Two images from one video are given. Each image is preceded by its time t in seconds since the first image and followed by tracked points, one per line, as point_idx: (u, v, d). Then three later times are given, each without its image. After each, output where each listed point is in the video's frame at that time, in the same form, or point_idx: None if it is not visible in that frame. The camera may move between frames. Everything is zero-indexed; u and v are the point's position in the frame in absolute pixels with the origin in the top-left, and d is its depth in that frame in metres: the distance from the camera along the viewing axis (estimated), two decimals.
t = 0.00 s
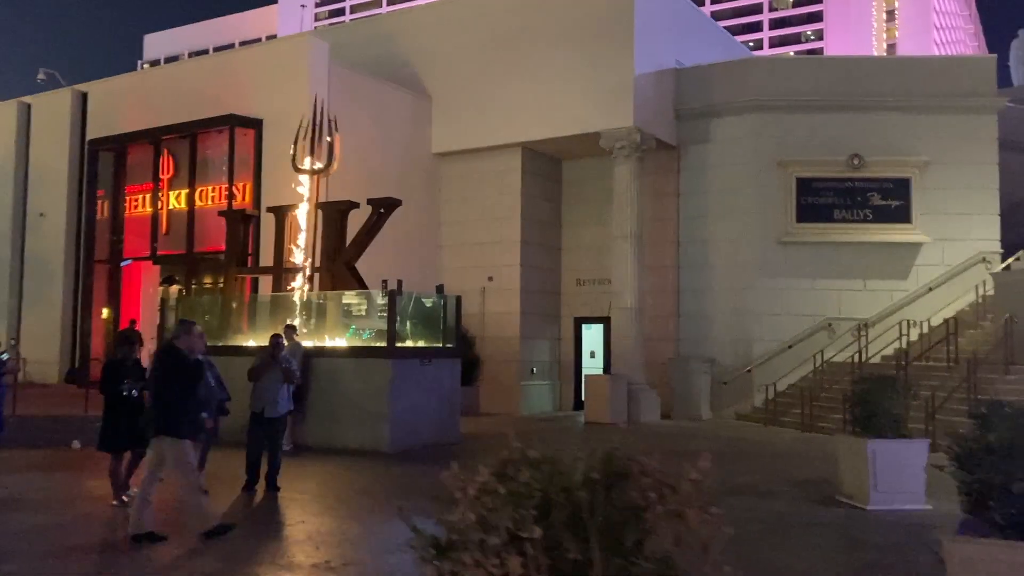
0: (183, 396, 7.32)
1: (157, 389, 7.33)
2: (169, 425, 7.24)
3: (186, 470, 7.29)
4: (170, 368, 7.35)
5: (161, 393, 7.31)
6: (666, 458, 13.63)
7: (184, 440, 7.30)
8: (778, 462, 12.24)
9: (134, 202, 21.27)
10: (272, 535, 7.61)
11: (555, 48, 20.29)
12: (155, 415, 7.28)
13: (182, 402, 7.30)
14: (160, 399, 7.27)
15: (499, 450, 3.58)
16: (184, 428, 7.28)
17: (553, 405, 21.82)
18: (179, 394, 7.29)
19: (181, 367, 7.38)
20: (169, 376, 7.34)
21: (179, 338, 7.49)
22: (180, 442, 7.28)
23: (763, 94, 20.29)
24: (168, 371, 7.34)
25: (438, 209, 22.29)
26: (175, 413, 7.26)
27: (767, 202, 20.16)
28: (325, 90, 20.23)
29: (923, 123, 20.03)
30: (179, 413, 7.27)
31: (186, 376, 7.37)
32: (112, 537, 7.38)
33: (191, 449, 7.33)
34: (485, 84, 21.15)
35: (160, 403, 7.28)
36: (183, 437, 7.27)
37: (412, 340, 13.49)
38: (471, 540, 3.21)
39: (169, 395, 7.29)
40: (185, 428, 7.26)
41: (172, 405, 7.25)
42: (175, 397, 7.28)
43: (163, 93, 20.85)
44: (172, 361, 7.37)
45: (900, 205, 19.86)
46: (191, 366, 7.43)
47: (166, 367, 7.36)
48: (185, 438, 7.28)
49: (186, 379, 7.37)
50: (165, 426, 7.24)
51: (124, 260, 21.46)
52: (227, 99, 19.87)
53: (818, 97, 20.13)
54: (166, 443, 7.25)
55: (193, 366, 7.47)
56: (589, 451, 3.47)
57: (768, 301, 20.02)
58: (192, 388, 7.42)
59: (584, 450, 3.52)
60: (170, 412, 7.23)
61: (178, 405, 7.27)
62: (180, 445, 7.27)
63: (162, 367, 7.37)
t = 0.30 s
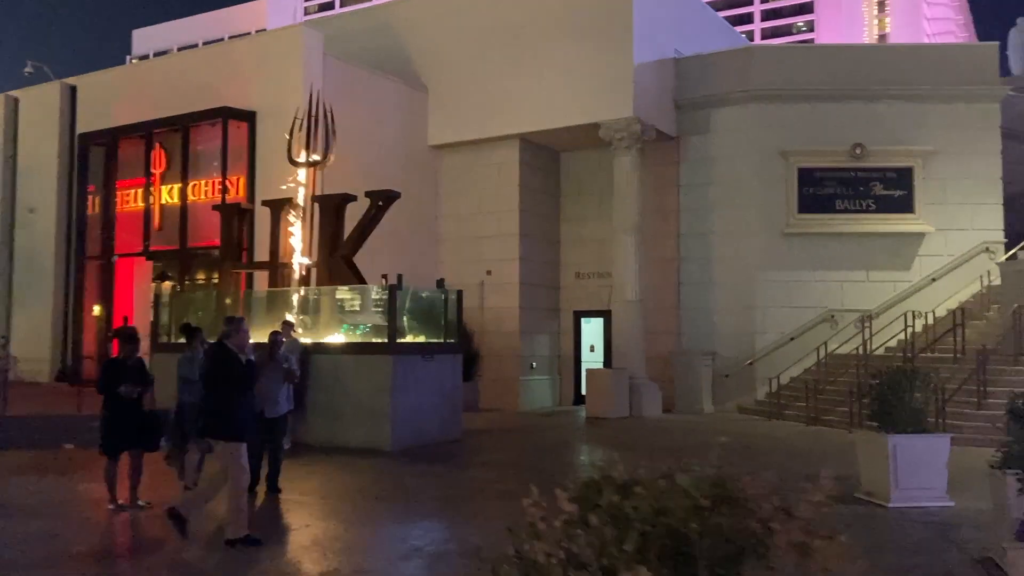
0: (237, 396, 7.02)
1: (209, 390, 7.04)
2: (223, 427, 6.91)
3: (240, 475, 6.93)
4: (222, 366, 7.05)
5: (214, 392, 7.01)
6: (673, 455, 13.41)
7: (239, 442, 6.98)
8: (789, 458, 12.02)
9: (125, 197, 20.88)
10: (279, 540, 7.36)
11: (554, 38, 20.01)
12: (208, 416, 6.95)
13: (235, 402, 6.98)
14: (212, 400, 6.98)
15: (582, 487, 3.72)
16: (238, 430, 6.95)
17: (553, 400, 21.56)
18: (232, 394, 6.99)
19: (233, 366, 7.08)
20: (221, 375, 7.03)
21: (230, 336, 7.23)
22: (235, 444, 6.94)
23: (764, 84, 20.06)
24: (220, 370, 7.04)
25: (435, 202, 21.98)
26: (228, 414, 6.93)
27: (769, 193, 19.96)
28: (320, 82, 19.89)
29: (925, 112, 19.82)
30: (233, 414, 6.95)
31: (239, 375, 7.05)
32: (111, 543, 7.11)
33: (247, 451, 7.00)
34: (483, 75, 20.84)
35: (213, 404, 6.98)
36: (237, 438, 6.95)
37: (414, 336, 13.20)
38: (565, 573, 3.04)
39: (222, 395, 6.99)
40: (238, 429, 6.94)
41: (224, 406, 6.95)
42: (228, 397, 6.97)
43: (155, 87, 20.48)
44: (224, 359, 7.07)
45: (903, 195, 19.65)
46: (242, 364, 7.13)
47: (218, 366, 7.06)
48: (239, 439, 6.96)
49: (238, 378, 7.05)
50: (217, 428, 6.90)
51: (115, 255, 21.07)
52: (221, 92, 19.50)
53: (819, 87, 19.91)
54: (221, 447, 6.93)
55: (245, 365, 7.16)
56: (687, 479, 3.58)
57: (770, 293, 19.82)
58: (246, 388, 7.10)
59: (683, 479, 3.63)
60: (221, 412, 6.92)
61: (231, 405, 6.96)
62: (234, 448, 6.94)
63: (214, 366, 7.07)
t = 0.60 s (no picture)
0: (279, 411, 6.76)
1: (248, 402, 6.74)
2: (259, 442, 6.66)
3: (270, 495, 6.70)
4: (264, 379, 6.77)
5: (255, 406, 6.72)
6: (678, 462, 13.08)
7: (275, 459, 6.77)
8: (799, 463, 11.72)
9: (107, 212, 20.44)
10: (277, 565, 6.98)
11: (541, 41, 19.73)
12: (245, 428, 6.68)
13: (277, 417, 6.74)
14: (252, 412, 6.70)
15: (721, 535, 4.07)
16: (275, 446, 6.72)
17: (548, 409, 21.22)
18: (274, 410, 6.73)
19: (278, 380, 6.81)
20: (264, 388, 6.76)
21: (274, 348, 6.92)
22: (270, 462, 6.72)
23: (755, 83, 19.84)
24: (263, 381, 6.77)
25: (424, 210, 21.64)
26: (267, 430, 6.68)
27: (762, 194, 19.74)
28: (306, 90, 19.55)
29: (918, 108, 19.64)
30: (273, 432, 6.70)
31: (282, 391, 6.80)
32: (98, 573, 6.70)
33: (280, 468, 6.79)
34: (470, 80, 20.53)
35: (251, 417, 6.71)
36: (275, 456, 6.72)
37: (409, 347, 12.86)
38: None
39: (263, 409, 6.71)
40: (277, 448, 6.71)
41: (265, 421, 6.69)
42: (270, 412, 6.72)
43: (135, 99, 20.09)
44: (269, 372, 6.80)
45: (897, 192, 19.46)
46: (287, 378, 6.87)
47: (260, 378, 6.78)
48: (276, 457, 6.73)
49: (280, 393, 6.80)
50: (254, 443, 6.66)
51: (99, 271, 20.62)
52: (203, 102, 19.14)
53: (810, 86, 19.71)
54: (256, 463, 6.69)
55: (289, 379, 6.90)
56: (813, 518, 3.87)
57: (766, 294, 19.57)
58: (288, 403, 6.85)
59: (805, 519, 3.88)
60: (260, 427, 6.66)
61: (274, 421, 6.72)
62: (268, 465, 6.71)
63: (256, 378, 6.78)
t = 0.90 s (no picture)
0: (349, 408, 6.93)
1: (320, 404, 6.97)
2: (336, 441, 6.83)
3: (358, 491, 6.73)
4: (332, 380, 7.03)
5: (326, 406, 6.95)
6: (702, 461, 12.81)
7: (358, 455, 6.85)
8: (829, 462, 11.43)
9: (117, 214, 20.21)
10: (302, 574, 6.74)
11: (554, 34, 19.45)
12: (320, 430, 6.92)
13: (347, 412, 6.91)
14: (324, 414, 6.94)
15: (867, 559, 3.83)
16: (352, 441, 6.84)
17: (564, 406, 20.96)
18: (341, 406, 6.90)
19: (342, 377, 7.04)
20: (332, 389, 7.00)
21: (339, 347, 7.14)
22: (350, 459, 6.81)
23: (770, 74, 19.51)
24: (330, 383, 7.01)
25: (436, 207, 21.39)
26: (341, 426, 6.85)
27: (780, 186, 19.46)
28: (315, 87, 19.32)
29: (937, 97, 19.31)
30: (345, 425, 6.85)
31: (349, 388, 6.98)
32: None
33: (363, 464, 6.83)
34: (481, 75, 20.26)
35: (325, 420, 6.94)
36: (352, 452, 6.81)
37: (428, 344, 12.64)
38: None
39: (332, 407, 6.92)
40: (351, 443, 6.82)
41: (338, 420, 6.88)
42: (340, 408, 6.90)
43: (143, 98, 19.88)
44: (335, 372, 7.04)
45: (918, 182, 19.15)
46: (351, 375, 7.05)
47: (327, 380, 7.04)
48: (355, 453, 6.82)
49: (348, 390, 6.98)
50: (330, 442, 6.83)
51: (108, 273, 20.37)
52: (212, 100, 18.91)
53: (827, 75, 19.39)
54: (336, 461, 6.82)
55: (352, 375, 7.07)
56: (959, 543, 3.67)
57: (785, 288, 19.27)
58: (358, 398, 6.98)
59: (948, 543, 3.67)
60: (333, 427, 6.84)
61: (346, 416, 6.89)
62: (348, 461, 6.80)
63: (323, 380, 7.05)
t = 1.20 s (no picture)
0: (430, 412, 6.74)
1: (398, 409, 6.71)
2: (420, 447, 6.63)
3: (440, 498, 6.67)
4: (411, 383, 6.77)
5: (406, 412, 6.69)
6: (731, 473, 12.50)
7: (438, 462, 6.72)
8: (864, 478, 11.11)
9: (137, 210, 19.95)
10: None
11: (581, 36, 19.20)
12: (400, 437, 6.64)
13: (430, 417, 6.74)
14: (405, 419, 6.67)
15: None
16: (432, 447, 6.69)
17: (585, 414, 20.66)
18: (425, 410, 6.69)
19: (422, 382, 6.80)
20: (412, 392, 6.73)
21: (416, 350, 6.92)
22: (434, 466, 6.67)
23: (801, 79, 19.19)
24: (411, 386, 6.76)
25: (458, 209, 21.16)
26: (424, 431, 6.67)
27: (809, 194, 19.13)
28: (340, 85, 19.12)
29: (971, 106, 18.95)
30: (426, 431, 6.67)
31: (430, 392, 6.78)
32: None
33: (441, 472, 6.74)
34: (507, 76, 20.01)
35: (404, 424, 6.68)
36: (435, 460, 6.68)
37: (450, 349, 12.48)
38: None
39: (415, 413, 6.69)
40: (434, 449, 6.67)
41: (419, 424, 6.68)
42: (423, 413, 6.69)
43: (166, 94, 19.75)
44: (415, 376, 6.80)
45: (950, 193, 18.77)
46: (429, 380, 6.86)
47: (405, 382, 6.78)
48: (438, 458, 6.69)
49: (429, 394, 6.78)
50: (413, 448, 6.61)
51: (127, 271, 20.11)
52: (236, 97, 18.74)
53: (861, 82, 19.02)
54: (417, 470, 6.65)
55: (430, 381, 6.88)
56: None
57: (812, 298, 18.96)
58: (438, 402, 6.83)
59: None
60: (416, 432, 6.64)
61: (425, 421, 6.69)
62: (429, 470, 6.65)
63: (401, 383, 6.78)
